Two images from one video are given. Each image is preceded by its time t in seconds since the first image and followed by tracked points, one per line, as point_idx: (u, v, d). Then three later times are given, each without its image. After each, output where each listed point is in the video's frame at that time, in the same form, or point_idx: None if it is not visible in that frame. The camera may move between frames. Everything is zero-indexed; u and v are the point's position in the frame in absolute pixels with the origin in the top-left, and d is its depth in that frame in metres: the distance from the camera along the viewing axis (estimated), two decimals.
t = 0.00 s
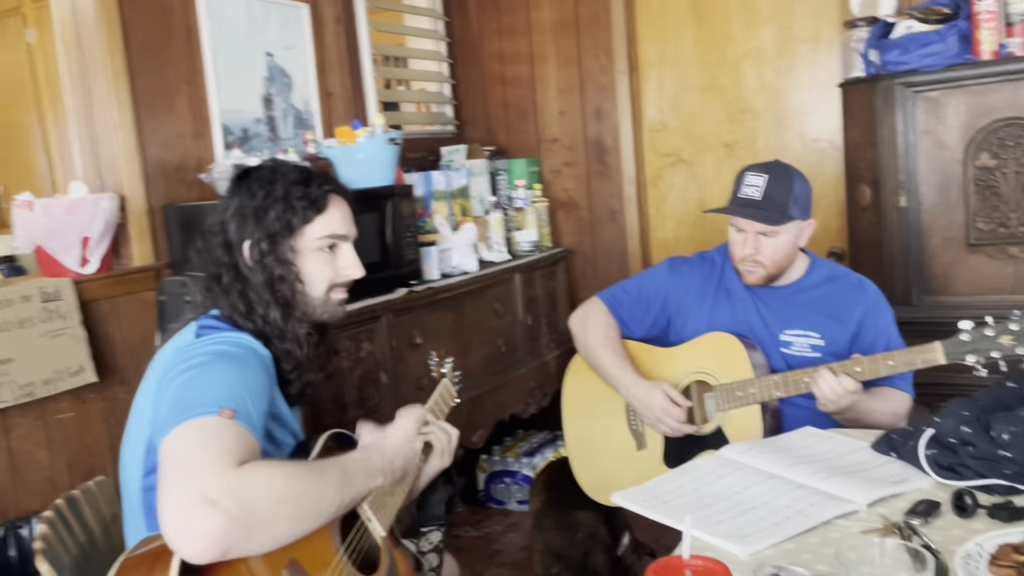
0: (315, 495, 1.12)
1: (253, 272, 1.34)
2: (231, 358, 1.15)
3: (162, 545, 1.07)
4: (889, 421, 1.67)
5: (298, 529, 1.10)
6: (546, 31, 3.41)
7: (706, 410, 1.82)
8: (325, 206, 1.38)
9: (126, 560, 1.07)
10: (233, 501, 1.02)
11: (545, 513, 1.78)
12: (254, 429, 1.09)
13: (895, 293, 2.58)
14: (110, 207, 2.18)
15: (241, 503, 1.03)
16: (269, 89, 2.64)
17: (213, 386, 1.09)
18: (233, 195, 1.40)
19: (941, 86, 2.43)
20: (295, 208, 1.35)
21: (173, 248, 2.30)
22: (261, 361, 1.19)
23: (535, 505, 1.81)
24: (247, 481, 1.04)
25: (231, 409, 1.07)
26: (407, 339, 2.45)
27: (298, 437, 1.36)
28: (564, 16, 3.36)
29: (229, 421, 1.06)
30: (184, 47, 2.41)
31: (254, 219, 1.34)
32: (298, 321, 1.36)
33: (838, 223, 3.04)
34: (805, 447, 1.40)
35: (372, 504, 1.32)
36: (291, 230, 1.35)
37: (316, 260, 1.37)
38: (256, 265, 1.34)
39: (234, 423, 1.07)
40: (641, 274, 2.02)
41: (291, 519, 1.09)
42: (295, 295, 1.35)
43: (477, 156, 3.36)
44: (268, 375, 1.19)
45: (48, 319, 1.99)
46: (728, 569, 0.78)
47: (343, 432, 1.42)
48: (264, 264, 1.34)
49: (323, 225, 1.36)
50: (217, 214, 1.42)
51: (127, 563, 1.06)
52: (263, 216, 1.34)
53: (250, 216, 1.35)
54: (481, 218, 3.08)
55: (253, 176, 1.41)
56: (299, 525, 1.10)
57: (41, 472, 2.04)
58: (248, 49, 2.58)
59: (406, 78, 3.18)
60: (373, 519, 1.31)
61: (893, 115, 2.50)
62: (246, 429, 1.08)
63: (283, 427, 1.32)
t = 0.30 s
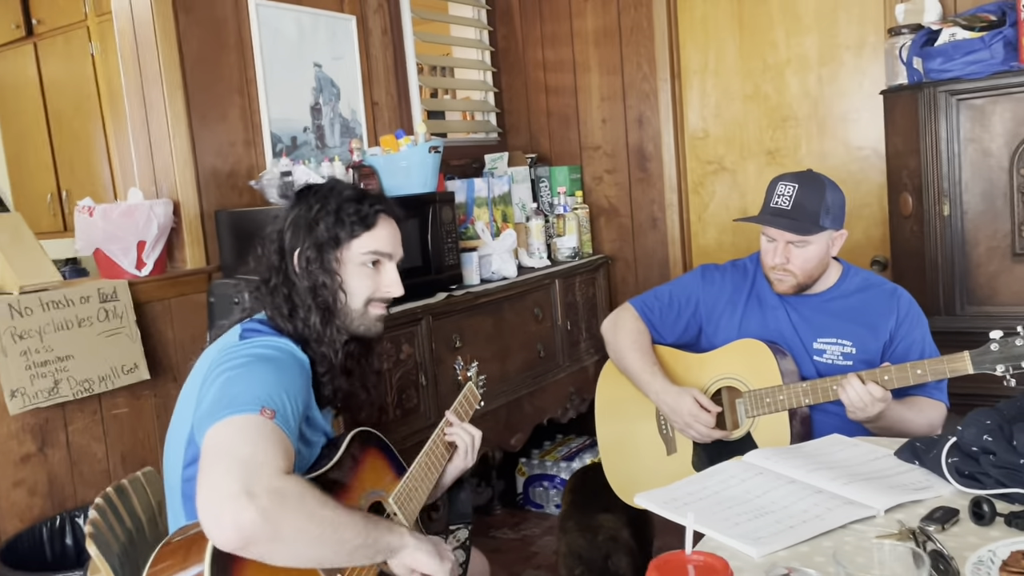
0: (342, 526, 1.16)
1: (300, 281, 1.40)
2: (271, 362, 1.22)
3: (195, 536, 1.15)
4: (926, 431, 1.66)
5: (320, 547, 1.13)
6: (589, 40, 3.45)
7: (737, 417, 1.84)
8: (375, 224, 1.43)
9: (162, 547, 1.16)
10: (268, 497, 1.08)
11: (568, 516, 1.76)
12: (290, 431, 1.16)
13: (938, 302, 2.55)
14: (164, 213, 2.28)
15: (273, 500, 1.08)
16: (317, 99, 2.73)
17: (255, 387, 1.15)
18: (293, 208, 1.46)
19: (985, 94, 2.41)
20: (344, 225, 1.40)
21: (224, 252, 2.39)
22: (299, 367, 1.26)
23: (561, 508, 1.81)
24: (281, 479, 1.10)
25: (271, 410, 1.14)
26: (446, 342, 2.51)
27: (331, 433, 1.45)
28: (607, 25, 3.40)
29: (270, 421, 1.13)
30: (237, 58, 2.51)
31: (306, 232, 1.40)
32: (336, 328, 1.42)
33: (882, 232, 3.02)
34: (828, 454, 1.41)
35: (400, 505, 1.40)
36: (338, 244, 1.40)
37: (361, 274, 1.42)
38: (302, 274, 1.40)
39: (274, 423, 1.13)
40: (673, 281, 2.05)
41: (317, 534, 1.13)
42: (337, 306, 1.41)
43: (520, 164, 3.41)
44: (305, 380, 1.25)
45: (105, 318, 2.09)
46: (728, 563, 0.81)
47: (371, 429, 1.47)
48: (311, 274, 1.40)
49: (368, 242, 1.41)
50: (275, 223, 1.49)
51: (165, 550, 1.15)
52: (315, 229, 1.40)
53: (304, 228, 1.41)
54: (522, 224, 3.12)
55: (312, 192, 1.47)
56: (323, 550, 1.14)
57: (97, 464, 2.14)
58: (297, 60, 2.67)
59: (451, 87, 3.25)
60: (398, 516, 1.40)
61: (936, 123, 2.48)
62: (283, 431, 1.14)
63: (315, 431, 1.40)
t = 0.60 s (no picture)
0: (359, 497, 1.20)
1: (307, 269, 1.45)
2: (289, 348, 1.27)
3: (217, 510, 1.20)
4: (937, 431, 1.67)
5: (341, 519, 1.18)
6: (610, 42, 3.47)
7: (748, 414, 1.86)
8: (373, 206, 1.48)
9: (184, 524, 1.21)
10: (287, 474, 1.12)
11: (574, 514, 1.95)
12: (308, 412, 1.21)
13: (957, 305, 2.55)
14: (191, 211, 2.35)
15: (293, 477, 1.13)
16: (341, 101, 2.78)
17: (275, 371, 1.20)
18: (291, 200, 1.51)
19: (1006, 96, 2.40)
20: (343, 209, 1.45)
21: (249, 250, 2.45)
22: (316, 351, 1.31)
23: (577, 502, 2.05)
24: (299, 458, 1.14)
25: (289, 393, 1.19)
26: (465, 340, 2.55)
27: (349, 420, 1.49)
28: (628, 27, 3.42)
29: (287, 403, 1.18)
30: (263, 61, 2.56)
31: (308, 220, 1.45)
32: (347, 310, 1.46)
33: (903, 234, 3.01)
34: (834, 451, 1.43)
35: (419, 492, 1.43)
36: (340, 229, 1.45)
37: (367, 253, 1.47)
38: (309, 262, 1.45)
39: (292, 405, 1.18)
40: (686, 281, 2.08)
41: (336, 506, 1.17)
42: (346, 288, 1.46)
43: (540, 165, 3.45)
44: (321, 364, 1.30)
45: (134, 313, 2.15)
46: (723, 548, 0.84)
47: (387, 417, 1.51)
48: (317, 261, 1.45)
49: (368, 224, 1.46)
50: (276, 218, 1.53)
51: (186, 526, 1.20)
52: (316, 216, 1.45)
53: (305, 217, 1.45)
54: (542, 225, 3.16)
55: (308, 183, 1.52)
56: (342, 519, 1.18)
57: (125, 455, 2.20)
58: (322, 63, 2.73)
59: (474, 89, 3.29)
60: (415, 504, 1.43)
61: (956, 125, 2.47)
62: (301, 412, 1.19)
63: (337, 417, 1.45)
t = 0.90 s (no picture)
0: (358, 502, 1.21)
1: (321, 281, 1.47)
2: (287, 352, 1.28)
3: (217, 514, 1.22)
4: (935, 432, 1.68)
5: (340, 522, 1.19)
6: (612, 45, 3.49)
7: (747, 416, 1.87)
8: (392, 224, 1.49)
9: (189, 524, 1.22)
10: (288, 476, 1.14)
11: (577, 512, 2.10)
12: (308, 415, 1.22)
13: (957, 307, 2.55)
14: (195, 213, 2.37)
15: (294, 479, 1.14)
16: (344, 104, 2.80)
17: (276, 374, 1.22)
18: (311, 211, 1.52)
19: (1005, 99, 2.41)
20: (363, 227, 1.47)
21: (252, 251, 2.46)
22: (317, 356, 1.33)
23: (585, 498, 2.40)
24: (300, 460, 1.16)
25: (290, 396, 1.21)
26: (467, 341, 2.57)
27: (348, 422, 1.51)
28: (630, 30, 3.44)
29: (288, 406, 1.19)
30: (267, 64, 2.58)
31: (326, 234, 1.46)
32: (356, 325, 1.48)
33: (903, 236, 3.02)
34: (832, 452, 1.45)
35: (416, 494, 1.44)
36: (358, 245, 1.47)
37: (382, 271, 1.49)
38: (323, 274, 1.47)
39: (293, 408, 1.20)
40: (686, 284, 2.09)
41: (335, 510, 1.18)
42: (357, 304, 1.48)
43: (542, 167, 3.46)
44: (322, 368, 1.32)
45: (138, 314, 2.17)
46: (718, 547, 0.85)
47: (386, 418, 1.52)
48: (331, 274, 1.46)
49: (386, 242, 1.47)
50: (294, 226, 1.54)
51: (190, 527, 1.21)
52: (335, 231, 1.46)
53: (324, 230, 1.47)
54: (544, 226, 3.17)
55: (329, 195, 1.53)
56: (340, 524, 1.19)
57: (129, 454, 2.22)
58: (325, 66, 2.74)
59: (476, 91, 3.30)
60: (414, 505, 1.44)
61: (955, 127, 2.48)
62: (301, 416, 1.20)
63: (337, 419, 1.47)
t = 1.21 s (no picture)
0: (352, 500, 1.20)
1: (287, 269, 1.45)
2: (275, 345, 1.26)
3: (207, 511, 1.20)
4: (923, 428, 1.68)
5: (331, 521, 1.17)
6: (597, 42, 3.48)
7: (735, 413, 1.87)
8: (349, 199, 1.47)
9: (175, 524, 1.19)
10: (278, 473, 1.12)
11: (582, 498, 2.18)
12: (296, 410, 1.20)
13: (941, 303, 2.56)
14: (177, 210, 2.34)
15: (283, 475, 1.13)
16: (327, 100, 2.77)
17: (263, 368, 1.19)
18: (266, 201, 1.50)
19: (989, 96, 2.42)
20: (320, 204, 1.44)
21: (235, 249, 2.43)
22: (304, 350, 1.30)
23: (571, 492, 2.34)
24: (290, 457, 1.14)
25: (277, 391, 1.18)
26: (453, 339, 2.55)
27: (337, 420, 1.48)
28: (615, 27, 3.43)
29: (275, 401, 1.17)
30: (249, 59, 2.55)
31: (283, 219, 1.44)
32: (331, 306, 1.46)
33: (887, 233, 3.04)
34: (822, 448, 1.44)
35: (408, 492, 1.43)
36: (318, 224, 1.44)
37: (347, 245, 1.46)
38: (289, 261, 1.45)
39: (280, 404, 1.17)
40: (674, 280, 2.08)
41: (326, 509, 1.17)
42: (326, 284, 1.45)
43: (527, 164, 3.45)
44: (309, 362, 1.29)
45: (119, 313, 2.13)
46: (714, 545, 0.84)
47: (376, 415, 1.51)
48: (295, 258, 1.44)
49: (347, 217, 1.45)
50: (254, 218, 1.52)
51: (175, 527, 1.18)
52: (293, 215, 1.44)
53: (281, 216, 1.44)
54: (529, 224, 3.16)
55: (283, 181, 1.51)
56: (331, 523, 1.17)
57: (110, 456, 2.18)
58: (309, 61, 2.71)
59: (461, 88, 3.29)
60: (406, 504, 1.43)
61: (939, 125, 2.49)
62: (289, 410, 1.18)
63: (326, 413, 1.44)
